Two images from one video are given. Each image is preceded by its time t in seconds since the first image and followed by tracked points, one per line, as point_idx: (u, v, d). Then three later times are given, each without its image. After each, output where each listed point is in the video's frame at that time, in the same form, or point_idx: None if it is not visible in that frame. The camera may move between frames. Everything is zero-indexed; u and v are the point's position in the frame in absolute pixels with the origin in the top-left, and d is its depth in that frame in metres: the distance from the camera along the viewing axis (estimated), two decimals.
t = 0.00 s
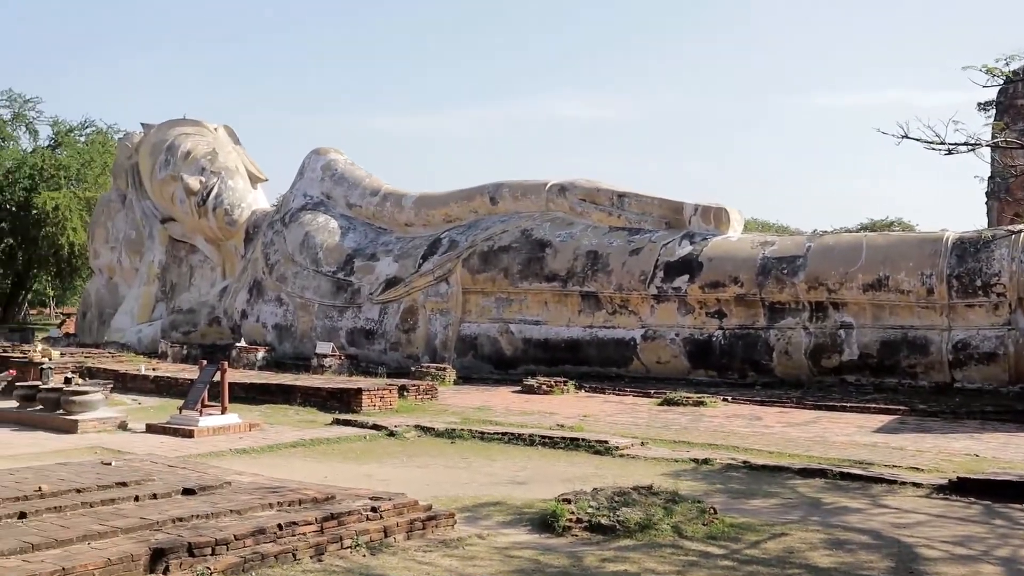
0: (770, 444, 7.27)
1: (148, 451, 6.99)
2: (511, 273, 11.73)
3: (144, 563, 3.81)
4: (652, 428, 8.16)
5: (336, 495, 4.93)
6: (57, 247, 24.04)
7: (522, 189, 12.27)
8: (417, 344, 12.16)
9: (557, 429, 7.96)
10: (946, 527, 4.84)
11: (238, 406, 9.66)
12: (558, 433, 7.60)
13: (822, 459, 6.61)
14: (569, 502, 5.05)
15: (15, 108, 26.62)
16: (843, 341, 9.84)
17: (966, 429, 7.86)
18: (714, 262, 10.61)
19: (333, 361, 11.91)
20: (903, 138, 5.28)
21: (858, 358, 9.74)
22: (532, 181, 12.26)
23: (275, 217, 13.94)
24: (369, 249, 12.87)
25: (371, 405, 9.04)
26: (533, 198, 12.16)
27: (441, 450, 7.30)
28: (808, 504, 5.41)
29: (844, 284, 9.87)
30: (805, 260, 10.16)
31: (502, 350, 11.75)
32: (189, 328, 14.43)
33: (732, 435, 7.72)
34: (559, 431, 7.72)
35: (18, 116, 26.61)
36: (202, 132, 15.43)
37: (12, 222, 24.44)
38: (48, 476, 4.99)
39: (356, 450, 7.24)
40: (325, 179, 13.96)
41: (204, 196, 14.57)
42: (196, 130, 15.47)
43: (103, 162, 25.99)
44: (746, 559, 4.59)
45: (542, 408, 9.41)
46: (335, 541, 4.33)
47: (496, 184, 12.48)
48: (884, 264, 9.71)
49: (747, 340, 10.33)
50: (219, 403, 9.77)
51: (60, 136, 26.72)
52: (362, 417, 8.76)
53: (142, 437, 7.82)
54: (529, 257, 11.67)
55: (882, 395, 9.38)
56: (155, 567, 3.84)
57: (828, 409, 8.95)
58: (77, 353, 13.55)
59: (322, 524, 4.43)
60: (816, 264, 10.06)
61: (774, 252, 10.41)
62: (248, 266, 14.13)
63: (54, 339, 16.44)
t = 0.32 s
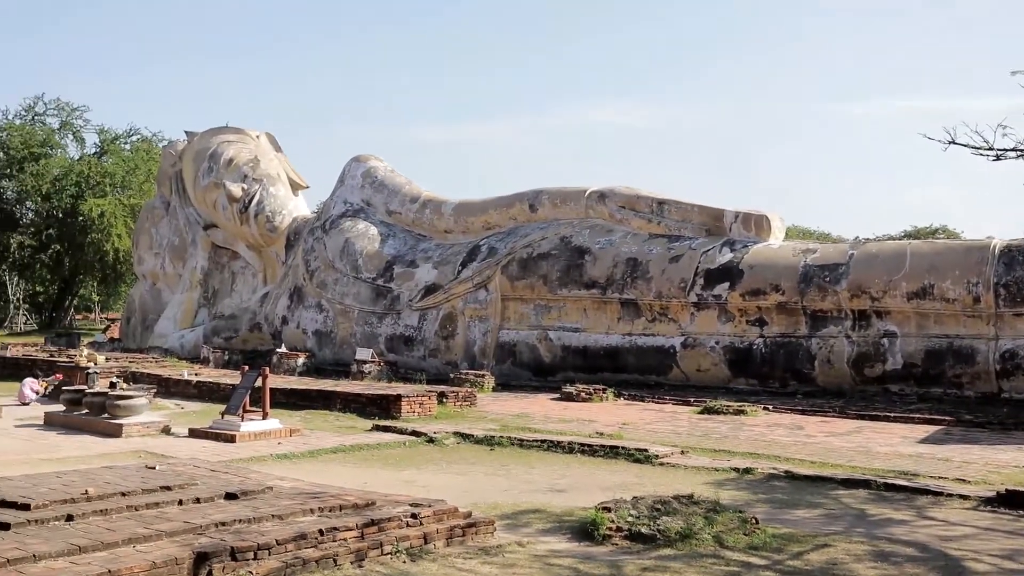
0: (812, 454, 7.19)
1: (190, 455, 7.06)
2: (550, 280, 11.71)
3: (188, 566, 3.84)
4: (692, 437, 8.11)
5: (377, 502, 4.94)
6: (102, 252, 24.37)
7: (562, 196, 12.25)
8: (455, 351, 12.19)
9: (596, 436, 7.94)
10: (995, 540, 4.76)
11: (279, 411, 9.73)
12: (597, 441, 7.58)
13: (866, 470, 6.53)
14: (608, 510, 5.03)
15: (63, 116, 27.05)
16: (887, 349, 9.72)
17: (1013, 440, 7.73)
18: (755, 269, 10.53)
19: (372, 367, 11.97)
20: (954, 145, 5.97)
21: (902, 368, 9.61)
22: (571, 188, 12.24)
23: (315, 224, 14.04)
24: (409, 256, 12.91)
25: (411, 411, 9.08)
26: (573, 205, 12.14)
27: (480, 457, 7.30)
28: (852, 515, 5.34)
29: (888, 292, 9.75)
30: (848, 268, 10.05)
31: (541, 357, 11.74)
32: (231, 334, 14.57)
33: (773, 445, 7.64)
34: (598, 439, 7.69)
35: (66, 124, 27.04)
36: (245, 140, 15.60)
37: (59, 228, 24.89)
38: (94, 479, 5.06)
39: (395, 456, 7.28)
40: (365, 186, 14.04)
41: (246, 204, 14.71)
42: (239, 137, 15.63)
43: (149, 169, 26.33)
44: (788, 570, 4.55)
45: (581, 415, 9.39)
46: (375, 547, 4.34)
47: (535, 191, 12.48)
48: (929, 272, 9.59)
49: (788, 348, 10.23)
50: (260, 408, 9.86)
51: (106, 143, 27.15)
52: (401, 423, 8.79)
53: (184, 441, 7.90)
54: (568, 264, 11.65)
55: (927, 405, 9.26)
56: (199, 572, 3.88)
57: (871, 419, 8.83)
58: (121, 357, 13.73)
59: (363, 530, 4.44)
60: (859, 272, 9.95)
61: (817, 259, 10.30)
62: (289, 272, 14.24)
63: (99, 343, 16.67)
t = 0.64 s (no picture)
0: (854, 464, 7.10)
1: (231, 461, 7.12)
2: (588, 287, 11.69)
3: (230, 572, 3.87)
4: (732, 445, 8.04)
5: (415, 509, 4.94)
6: (144, 260, 24.68)
7: (599, 204, 12.23)
8: (493, 359, 12.20)
9: (635, 444, 7.90)
10: None
11: (318, 418, 9.79)
12: (635, 449, 7.54)
13: (909, 481, 6.44)
14: (647, 519, 4.99)
15: (107, 126, 27.47)
16: (930, 358, 9.59)
17: None
18: (795, 277, 10.44)
19: (410, 374, 12.00)
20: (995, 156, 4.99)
21: (946, 377, 9.49)
22: (609, 196, 12.22)
23: (353, 231, 14.13)
24: (446, 264, 12.94)
25: (449, 419, 9.09)
26: (610, 212, 12.12)
27: (517, 465, 7.29)
28: (896, 527, 5.26)
29: (931, 300, 9.62)
30: (889, 275, 9.93)
31: (579, 365, 11.70)
32: (270, 340, 14.68)
33: (813, 455, 7.56)
34: (637, 447, 7.65)
35: (110, 133, 27.45)
36: (284, 148, 15.74)
37: (103, 236, 25.28)
38: (137, 484, 5.11)
39: (433, 463, 7.29)
40: (403, 194, 14.11)
41: (285, 212, 14.84)
42: (278, 146, 15.78)
43: (190, 178, 26.63)
44: None
45: (619, 423, 9.35)
46: (414, 554, 4.34)
47: (573, 199, 12.47)
48: (973, 280, 9.45)
49: (829, 357, 10.13)
50: (299, 415, 9.92)
51: (148, 152, 27.50)
52: (439, 429, 8.81)
53: (225, 447, 7.97)
54: (606, 272, 11.62)
55: (972, 415, 9.12)
56: None
57: (914, 429, 8.71)
58: (162, 364, 13.88)
59: (402, 537, 4.44)
60: (901, 279, 9.83)
61: (858, 267, 10.20)
62: (327, 279, 14.33)
63: (141, 350, 16.86)
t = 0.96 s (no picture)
0: (888, 473, 7.03)
1: (263, 467, 7.16)
2: (619, 294, 11.65)
3: None
4: (764, 454, 7.98)
5: (446, 515, 4.95)
6: (178, 266, 24.90)
7: (630, 211, 12.19)
8: (523, 366, 12.19)
9: (667, 452, 7.88)
10: None
11: (349, 424, 9.83)
12: (667, 457, 7.50)
13: (946, 491, 6.35)
14: (679, 528, 4.96)
15: (141, 134, 27.77)
16: (966, 366, 9.49)
17: None
18: (828, 284, 10.35)
19: (440, 380, 12.01)
20: None
21: (982, 386, 9.38)
22: (640, 203, 12.18)
23: (385, 238, 14.17)
24: (477, 271, 12.95)
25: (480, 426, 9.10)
26: (641, 220, 12.07)
27: (548, 472, 7.28)
28: (933, 538, 5.20)
29: (968, 307, 9.50)
30: (925, 283, 9.83)
31: (609, 372, 11.67)
32: (302, 347, 14.76)
33: (847, 464, 7.49)
34: (668, 455, 7.62)
35: (144, 141, 27.75)
36: (316, 156, 15.84)
37: (137, 242, 25.55)
38: (172, 489, 5.15)
39: (463, 470, 7.30)
40: (433, 201, 14.15)
41: (317, 219, 14.92)
42: (310, 154, 15.89)
43: (222, 185, 26.85)
44: None
45: (650, 431, 9.31)
46: (445, 561, 4.33)
47: (603, 205, 12.44)
48: (1010, 287, 9.32)
49: (862, 365, 10.03)
50: (330, 421, 9.96)
51: (182, 160, 27.74)
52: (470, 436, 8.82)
53: (257, 452, 8.02)
54: (637, 279, 11.58)
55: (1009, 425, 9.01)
56: None
57: (950, 438, 8.61)
58: (196, 369, 13.99)
59: (433, 544, 4.44)
60: (937, 286, 9.73)
61: (892, 275, 10.10)
62: (359, 286, 14.38)
63: (174, 355, 17.01)
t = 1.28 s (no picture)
0: (918, 478, 6.96)
1: (290, 469, 7.18)
2: (645, 297, 11.61)
3: None
4: (792, 458, 7.93)
5: (472, 518, 4.94)
6: (206, 269, 25.08)
7: (656, 213, 12.15)
8: (549, 368, 12.17)
9: (694, 455, 7.84)
10: None
11: (376, 426, 9.85)
12: (693, 460, 7.46)
13: (977, 496, 6.28)
14: (707, 532, 4.93)
15: (170, 137, 27.99)
16: (998, 370, 9.37)
17: None
18: (856, 287, 10.27)
19: (466, 383, 12.01)
20: None
21: (1014, 391, 9.28)
22: (667, 205, 12.14)
23: (411, 241, 14.22)
24: (503, 273, 12.96)
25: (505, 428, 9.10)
26: (668, 222, 12.03)
27: (575, 474, 7.27)
28: (965, 543, 5.14)
29: (999, 309, 9.40)
30: (955, 286, 9.73)
31: (636, 375, 11.64)
32: (328, 349, 14.82)
33: (876, 468, 7.42)
34: (695, 458, 7.58)
35: (173, 145, 27.98)
36: (343, 159, 15.92)
37: (166, 245, 25.77)
38: (200, 490, 5.19)
39: (489, 472, 7.30)
40: (459, 204, 14.18)
41: (344, 221, 14.98)
42: (337, 156, 15.97)
43: (250, 188, 27.02)
44: None
45: (676, 434, 9.27)
46: (472, 563, 4.32)
47: (630, 207, 12.41)
48: None
49: (892, 368, 9.94)
50: (357, 423, 10.00)
51: (210, 163, 27.93)
52: (495, 438, 8.82)
53: (285, 454, 8.06)
54: (663, 282, 11.54)
55: None
56: None
57: (981, 443, 8.51)
58: (224, 371, 14.09)
59: (460, 546, 4.44)
60: (968, 288, 9.63)
61: (922, 277, 10.01)
62: (385, 288, 14.42)
63: (202, 357, 17.14)
